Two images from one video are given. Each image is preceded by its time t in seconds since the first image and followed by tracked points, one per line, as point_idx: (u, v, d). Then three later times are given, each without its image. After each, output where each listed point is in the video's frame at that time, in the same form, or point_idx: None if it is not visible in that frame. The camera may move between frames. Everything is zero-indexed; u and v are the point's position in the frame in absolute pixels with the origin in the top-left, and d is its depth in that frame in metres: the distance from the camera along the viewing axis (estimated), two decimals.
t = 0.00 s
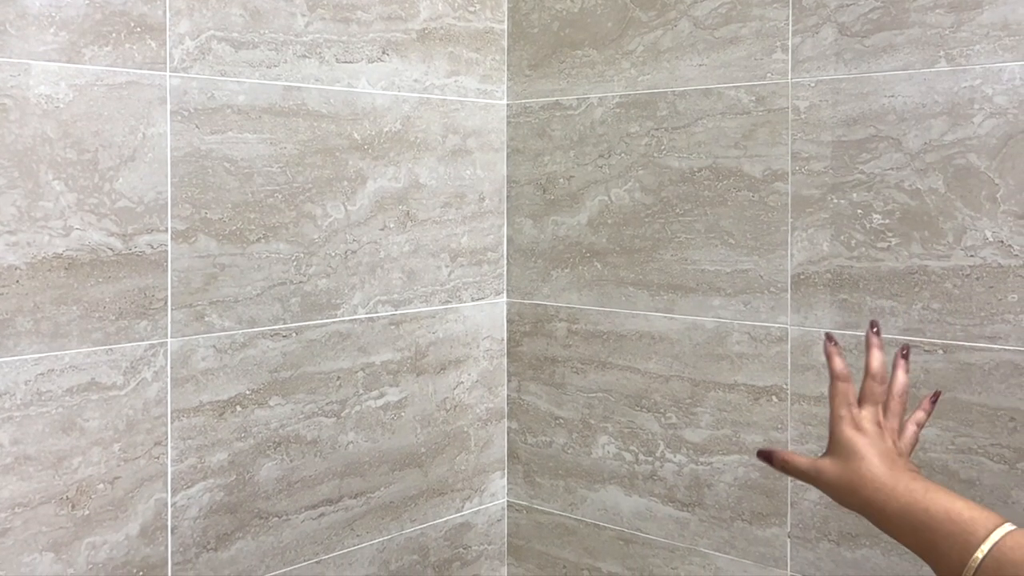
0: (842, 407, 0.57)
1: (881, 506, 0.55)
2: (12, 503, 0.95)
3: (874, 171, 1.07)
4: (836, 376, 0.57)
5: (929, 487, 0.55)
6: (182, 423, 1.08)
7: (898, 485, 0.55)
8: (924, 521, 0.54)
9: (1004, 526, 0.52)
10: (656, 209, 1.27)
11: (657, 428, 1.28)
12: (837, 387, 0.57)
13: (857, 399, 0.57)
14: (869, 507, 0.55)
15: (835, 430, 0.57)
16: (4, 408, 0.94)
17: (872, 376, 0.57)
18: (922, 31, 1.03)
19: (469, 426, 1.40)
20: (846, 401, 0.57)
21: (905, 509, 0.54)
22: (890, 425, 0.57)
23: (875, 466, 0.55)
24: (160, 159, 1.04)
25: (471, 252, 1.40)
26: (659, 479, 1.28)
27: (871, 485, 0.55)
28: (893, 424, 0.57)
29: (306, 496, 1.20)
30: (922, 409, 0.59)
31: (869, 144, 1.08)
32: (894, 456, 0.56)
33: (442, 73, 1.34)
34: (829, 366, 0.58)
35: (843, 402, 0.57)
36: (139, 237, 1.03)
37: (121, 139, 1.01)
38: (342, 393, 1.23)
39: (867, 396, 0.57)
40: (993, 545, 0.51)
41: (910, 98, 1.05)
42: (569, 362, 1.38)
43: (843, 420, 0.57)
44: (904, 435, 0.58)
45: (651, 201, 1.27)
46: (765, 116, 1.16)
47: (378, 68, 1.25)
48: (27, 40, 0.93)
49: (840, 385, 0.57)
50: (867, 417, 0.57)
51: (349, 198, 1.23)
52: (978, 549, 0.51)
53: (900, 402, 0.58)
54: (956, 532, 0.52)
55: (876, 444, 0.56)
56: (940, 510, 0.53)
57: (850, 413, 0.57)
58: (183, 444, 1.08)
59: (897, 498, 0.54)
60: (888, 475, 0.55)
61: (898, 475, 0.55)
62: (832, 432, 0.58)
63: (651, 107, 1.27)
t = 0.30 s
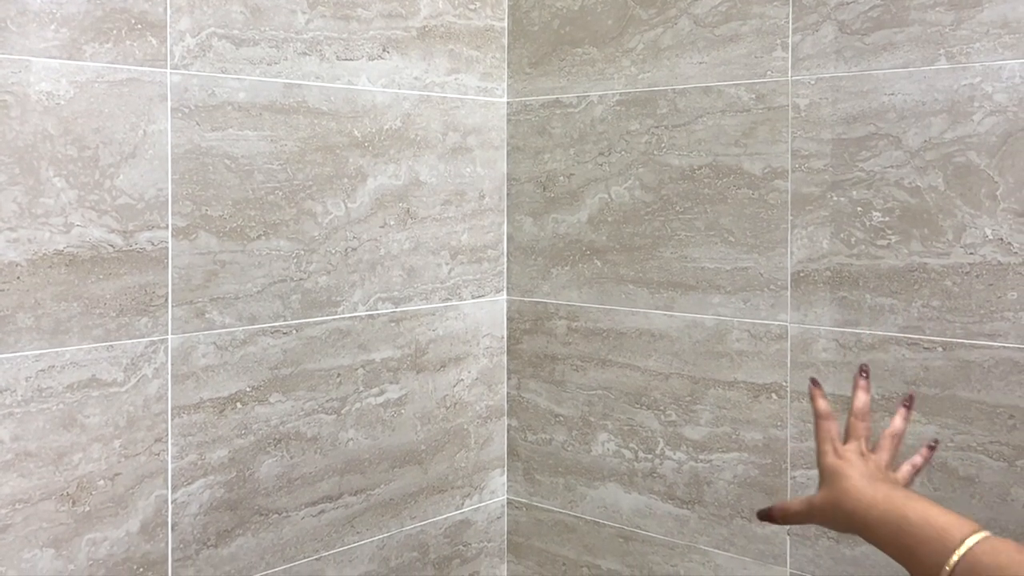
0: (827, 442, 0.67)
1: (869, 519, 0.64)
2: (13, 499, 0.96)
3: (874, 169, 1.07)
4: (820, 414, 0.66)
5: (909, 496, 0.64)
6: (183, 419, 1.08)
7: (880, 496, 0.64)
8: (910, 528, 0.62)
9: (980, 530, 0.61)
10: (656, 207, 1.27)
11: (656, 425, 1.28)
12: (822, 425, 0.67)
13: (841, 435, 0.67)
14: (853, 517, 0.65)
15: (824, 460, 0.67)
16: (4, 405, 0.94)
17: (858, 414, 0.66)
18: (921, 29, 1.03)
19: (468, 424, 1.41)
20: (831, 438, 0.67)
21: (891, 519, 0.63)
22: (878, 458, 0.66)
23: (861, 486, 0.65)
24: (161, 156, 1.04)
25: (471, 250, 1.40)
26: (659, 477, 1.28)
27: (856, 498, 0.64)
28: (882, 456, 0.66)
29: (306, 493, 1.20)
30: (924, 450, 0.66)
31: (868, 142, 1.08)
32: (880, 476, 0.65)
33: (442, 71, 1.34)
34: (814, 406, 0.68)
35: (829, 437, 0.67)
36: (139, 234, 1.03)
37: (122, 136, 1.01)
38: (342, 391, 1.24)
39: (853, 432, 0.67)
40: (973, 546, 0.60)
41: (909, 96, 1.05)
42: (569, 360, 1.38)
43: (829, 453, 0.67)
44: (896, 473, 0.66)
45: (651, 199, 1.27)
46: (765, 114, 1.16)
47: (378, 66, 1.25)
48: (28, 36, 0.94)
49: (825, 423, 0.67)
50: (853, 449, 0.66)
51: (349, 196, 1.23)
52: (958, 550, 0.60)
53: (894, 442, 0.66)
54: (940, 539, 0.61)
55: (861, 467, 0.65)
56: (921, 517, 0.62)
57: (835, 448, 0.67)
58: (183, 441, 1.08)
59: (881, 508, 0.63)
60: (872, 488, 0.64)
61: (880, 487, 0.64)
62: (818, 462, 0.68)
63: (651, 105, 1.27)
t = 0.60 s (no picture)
0: (844, 449, 0.65)
1: (879, 525, 0.61)
2: (13, 496, 0.96)
3: (874, 167, 1.07)
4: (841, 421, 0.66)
5: (924, 506, 0.61)
6: (183, 417, 1.08)
7: (895, 503, 0.61)
8: (921, 537, 0.59)
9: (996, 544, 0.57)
10: (655, 205, 1.27)
11: (656, 424, 1.28)
12: (843, 433, 0.66)
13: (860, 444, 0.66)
14: (866, 525, 0.62)
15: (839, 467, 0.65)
16: (4, 402, 0.94)
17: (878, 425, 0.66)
18: (921, 27, 1.03)
19: (468, 422, 1.41)
20: (849, 445, 0.65)
21: (903, 527, 0.60)
22: (894, 467, 0.65)
23: (873, 489, 0.62)
24: (161, 154, 1.04)
25: (471, 248, 1.40)
26: (658, 475, 1.28)
27: (870, 506, 0.62)
28: (899, 466, 0.65)
29: (306, 490, 1.20)
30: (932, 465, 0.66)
31: (868, 140, 1.08)
32: (896, 486, 0.63)
33: (442, 69, 1.34)
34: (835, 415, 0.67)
35: (847, 445, 0.65)
36: (139, 231, 1.03)
37: (122, 134, 1.01)
38: (341, 388, 1.24)
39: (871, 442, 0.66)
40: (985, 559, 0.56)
41: (909, 95, 1.05)
42: (569, 358, 1.38)
43: (846, 459, 0.65)
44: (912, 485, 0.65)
45: (650, 197, 1.27)
46: (765, 113, 1.16)
47: (378, 64, 1.25)
48: (27, 34, 0.94)
49: (845, 433, 0.66)
50: (870, 457, 0.65)
51: (349, 194, 1.23)
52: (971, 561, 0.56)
53: (911, 454, 0.66)
54: (950, 548, 0.57)
55: (875, 474, 0.63)
56: (935, 527, 0.59)
57: (853, 455, 0.65)
58: (183, 438, 1.08)
59: (894, 516, 0.60)
60: (886, 496, 0.62)
61: (894, 496, 0.61)
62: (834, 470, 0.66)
63: (651, 104, 1.27)
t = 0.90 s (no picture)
0: (841, 452, 0.65)
1: (880, 531, 0.61)
2: (12, 494, 0.96)
3: (873, 166, 1.07)
4: (839, 424, 0.65)
5: (923, 511, 0.62)
6: (182, 415, 1.08)
7: (894, 508, 0.62)
8: (922, 544, 0.60)
9: (998, 550, 0.58)
10: (655, 204, 1.27)
11: (655, 422, 1.28)
12: (839, 435, 0.65)
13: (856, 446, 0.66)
14: (866, 530, 0.62)
15: (836, 470, 0.65)
16: (4, 400, 0.94)
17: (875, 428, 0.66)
18: (921, 26, 1.03)
19: (468, 421, 1.41)
20: (846, 448, 0.65)
21: (905, 533, 0.61)
22: (889, 471, 0.65)
23: (873, 494, 0.62)
24: (160, 152, 1.04)
25: (470, 247, 1.40)
26: (658, 474, 1.28)
27: (870, 512, 0.62)
28: (894, 470, 0.65)
29: (305, 489, 1.21)
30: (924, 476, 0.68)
31: (868, 139, 1.08)
32: (893, 491, 0.63)
33: (442, 68, 1.34)
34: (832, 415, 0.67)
35: (844, 447, 0.65)
36: (139, 230, 1.03)
37: (122, 132, 1.01)
38: (341, 387, 1.24)
39: (866, 445, 0.66)
40: (992, 567, 0.57)
41: (908, 93, 1.05)
42: (568, 357, 1.38)
43: (844, 463, 0.65)
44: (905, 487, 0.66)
45: (650, 196, 1.28)
46: (764, 111, 1.16)
47: (378, 63, 1.26)
48: (27, 33, 0.94)
49: (841, 434, 0.65)
50: (868, 460, 0.65)
51: (348, 193, 1.23)
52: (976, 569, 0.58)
53: (905, 459, 0.67)
54: (954, 557, 0.59)
55: (873, 478, 0.64)
56: (937, 534, 0.60)
57: (850, 458, 0.65)
58: (183, 437, 1.08)
59: (895, 521, 0.61)
60: (886, 502, 0.62)
61: (894, 501, 0.62)
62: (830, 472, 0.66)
63: (650, 103, 1.27)
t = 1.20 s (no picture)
0: (847, 428, 0.67)
1: (888, 516, 0.63)
2: (12, 493, 0.96)
3: (873, 166, 1.08)
4: (845, 399, 0.67)
5: (933, 500, 0.63)
6: (182, 414, 1.08)
7: (902, 494, 0.63)
8: (931, 532, 0.62)
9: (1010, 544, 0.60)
10: (655, 204, 1.27)
11: (655, 422, 1.28)
12: (845, 410, 0.67)
13: (862, 422, 0.67)
14: (874, 514, 0.64)
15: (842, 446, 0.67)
16: (4, 399, 0.95)
17: (879, 405, 0.67)
18: (920, 25, 1.04)
19: (468, 421, 1.41)
20: (852, 424, 0.67)
21: (913, 521, 0.62)
22: (895, 449, 0.67)
23: (880, 477, 0.64)
24: (160, 152, 1.04)
25: (470, 247, 1.40)
26: (657, 473, 1.28)
27: (878, 495, 0.64)
28: (898, 448, 0.67)
29: (305, 488, 1.21)
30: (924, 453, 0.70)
31: (867, 139, 1.08)
32: (900, 474, 0.65)
33: (442, 67, 1.34)
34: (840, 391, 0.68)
35: (849, 423, 0.67)
36: (139, 229, 1.03)
37: (122, 132, 1.01)
38: (341, 386, 1.24)
39: (872, 422, 0.68)
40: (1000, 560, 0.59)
41: (907, 93, 1.05)
42: (568, 356, 1.38)
43: (850, 440, 0.66)
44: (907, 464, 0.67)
45: (649, 196, 1.28)
46: (764, 111, 1.16)
47: (378, 63, 1.26)
48: (27, 32, 0.94)
49: (847, 410, 0.67)
50: (873, 438, 0.67)
51: (348, 193, 1.23)
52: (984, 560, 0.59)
53: (909, 438, 0.68)
54: (964, 546, 0.60)
55: (880, 460, 0.65)
56: (947, 523, 0.61)
57: (856, 436, 0.67)
58: (183, 436, 1.08)
59: (903, 508, 0.63)
60: (894, 487, 0.64)
61: (903, 488, 0.64)
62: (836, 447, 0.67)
63: (650, 102, 1.27)
